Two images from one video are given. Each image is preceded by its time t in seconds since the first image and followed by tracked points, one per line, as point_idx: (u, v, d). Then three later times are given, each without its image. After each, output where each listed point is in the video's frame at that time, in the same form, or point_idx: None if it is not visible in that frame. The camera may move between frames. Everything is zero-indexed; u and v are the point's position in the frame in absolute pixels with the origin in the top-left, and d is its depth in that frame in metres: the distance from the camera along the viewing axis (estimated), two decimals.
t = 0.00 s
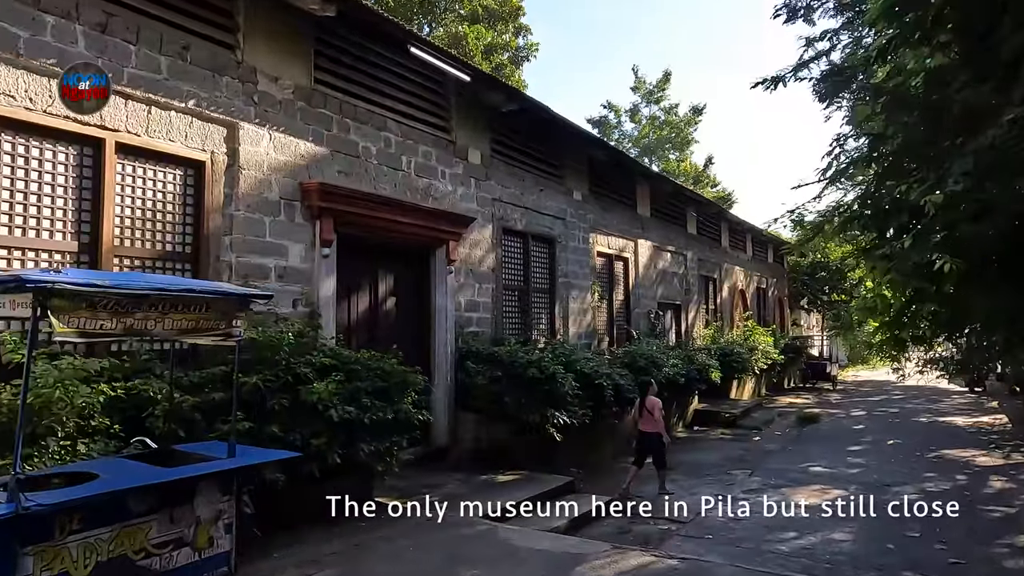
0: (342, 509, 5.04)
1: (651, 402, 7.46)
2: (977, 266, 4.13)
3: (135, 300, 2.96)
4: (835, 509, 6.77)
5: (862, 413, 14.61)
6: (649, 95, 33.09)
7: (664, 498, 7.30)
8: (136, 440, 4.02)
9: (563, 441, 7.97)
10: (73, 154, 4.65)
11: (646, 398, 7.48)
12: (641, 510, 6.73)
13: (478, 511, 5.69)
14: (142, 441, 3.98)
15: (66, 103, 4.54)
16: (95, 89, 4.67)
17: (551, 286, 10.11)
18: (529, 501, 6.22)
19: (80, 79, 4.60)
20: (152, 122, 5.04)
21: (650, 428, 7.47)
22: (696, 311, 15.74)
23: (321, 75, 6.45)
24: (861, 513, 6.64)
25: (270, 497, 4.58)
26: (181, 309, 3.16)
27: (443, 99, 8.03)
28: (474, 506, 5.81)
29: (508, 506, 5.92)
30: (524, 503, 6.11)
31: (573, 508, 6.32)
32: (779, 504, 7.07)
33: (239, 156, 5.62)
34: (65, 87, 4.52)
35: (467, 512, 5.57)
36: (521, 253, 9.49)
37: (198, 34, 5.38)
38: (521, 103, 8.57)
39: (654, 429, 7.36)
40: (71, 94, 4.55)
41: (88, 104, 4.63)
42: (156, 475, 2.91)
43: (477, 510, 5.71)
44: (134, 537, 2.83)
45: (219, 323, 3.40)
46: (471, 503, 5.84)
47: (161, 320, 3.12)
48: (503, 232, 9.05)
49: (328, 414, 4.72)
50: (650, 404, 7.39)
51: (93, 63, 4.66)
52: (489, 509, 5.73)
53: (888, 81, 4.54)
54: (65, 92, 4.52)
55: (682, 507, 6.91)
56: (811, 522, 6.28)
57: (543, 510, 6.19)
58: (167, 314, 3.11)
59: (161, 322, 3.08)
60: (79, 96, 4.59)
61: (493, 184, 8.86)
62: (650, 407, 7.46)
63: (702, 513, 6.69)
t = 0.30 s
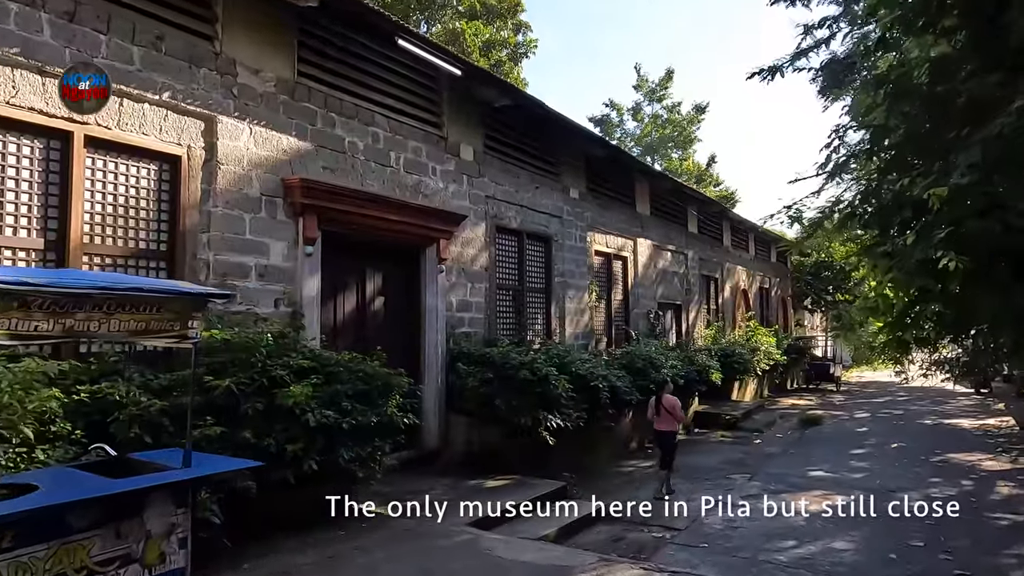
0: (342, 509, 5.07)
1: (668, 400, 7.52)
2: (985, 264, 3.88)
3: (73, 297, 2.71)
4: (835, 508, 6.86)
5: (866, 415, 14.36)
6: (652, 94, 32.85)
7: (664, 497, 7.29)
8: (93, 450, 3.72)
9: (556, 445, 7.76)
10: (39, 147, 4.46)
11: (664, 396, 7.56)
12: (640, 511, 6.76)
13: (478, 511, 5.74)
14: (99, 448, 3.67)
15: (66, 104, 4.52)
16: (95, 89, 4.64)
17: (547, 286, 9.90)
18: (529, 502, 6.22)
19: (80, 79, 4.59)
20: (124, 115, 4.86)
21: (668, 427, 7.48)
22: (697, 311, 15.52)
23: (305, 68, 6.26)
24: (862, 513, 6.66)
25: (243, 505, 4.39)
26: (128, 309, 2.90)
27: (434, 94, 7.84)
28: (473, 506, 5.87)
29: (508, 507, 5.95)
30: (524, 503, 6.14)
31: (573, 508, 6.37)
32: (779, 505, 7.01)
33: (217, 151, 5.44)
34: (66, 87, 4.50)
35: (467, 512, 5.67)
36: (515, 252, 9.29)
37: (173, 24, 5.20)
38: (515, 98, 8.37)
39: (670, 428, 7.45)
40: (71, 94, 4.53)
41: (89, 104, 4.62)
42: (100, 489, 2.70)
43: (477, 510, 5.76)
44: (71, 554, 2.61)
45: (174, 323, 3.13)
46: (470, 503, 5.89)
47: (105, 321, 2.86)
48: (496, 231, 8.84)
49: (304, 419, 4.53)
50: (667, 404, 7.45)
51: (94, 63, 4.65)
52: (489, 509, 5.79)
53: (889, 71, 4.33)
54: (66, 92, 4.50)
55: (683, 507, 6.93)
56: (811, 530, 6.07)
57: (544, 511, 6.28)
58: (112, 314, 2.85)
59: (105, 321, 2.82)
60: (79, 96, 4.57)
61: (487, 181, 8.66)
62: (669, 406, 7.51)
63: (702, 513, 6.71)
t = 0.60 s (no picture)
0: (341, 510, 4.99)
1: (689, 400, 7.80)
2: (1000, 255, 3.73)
3: (20, 291, 2.66)
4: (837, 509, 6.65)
5: (874, 415, 14.10)
6: (657, 90, 32.58)
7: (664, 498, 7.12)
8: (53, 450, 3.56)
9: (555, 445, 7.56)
10: (12, 134, 4.31)
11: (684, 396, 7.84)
12: (641, 511, 6.59)
13: (479, 511, 5.61)
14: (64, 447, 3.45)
15: (65, 104, 4.46)
16: (95, 89, 4.57)
17: (547, 282, 9.69)
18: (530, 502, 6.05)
19: (80, 79, 4.52)
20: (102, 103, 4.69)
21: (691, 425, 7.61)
22: (702, 309, 15.29)
23: (294, 57, 6.09)
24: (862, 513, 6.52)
25: (224, 507, 4.22)
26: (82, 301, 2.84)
27: (430, 85, 7.66)
28: (474, 506, 5.74)
29: (509, 507, 5.79)
30: (524, 503, 5.96)
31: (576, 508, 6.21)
32: (780, 504, 6.89)
33: (201, 141, 5.27)
34: (65, 87, 4.44)
35: (467, 512, 5.53)
36: (515, 248, 9.10)
37: (154, 10, 5.03)
38: (513, 89, 8.17)
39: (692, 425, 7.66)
40: (71, 94, 4.47)
41: (88, 104, 4.55)
42: (52, 491, 2.58)
43: (478, 510, 5.63)
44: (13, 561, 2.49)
45: (134, 314, 3.05)
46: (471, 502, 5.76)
47: (56, 313, 2.80)
48: (494, 226, 8.65)
49: (286, 418, 4.35)
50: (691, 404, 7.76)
51: (94, 63, 4.60)
52: (489, 509, 5.67)
53: (898, 52, 4.12)
54: (65, 92, 4.44)
55: (683, 507, 6.75)
56: (818, 533, 5.86)
57: (545, 511, 6.11)
58: (62, 306, 2.78)
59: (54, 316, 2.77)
60: (79, 96, 4.50)
61: (484, 175, 8.46)
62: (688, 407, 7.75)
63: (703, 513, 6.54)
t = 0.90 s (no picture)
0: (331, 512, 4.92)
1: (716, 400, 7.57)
2: None
3: None
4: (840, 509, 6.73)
5: (887, 416, 13.77)
6: (666, 86, 32.22)
7: (664, 497, 7.09)
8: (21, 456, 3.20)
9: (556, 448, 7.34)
10: None
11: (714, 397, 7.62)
12: (641, 511, 6.55)
13: (478, 510, 5.61)
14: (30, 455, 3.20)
15: (65, 103, 4.38)
16: (95, 90, 4.44)
17: (550, 281, 9.48)
18: (529, 501, 5.95)
19: (80, 79, 4.41)
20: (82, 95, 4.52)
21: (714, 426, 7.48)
22: (711, 308, 15.01)
23: (285, 48, 5.90)
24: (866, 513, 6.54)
25: (204, 515, 4.06)
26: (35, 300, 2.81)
27: (428, 78, 7.45)
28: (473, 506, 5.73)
29: (508, 507, 5.73)
30: (523, 505, 5.81)
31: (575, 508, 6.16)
32: (779, 504, 6.96)
33: (187, 135, 5.09)
34: (65, 87, 4.35)
35: (467, 512, 5.53)
36: (517, 245, 8.88)
37: None
38: (514, 81, 7.94)
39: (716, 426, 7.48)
40: (70, 94, 4.38)
41: (90, 105, 4.44)
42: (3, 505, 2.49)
43: (477, 510, 5.62)
44: None
45: (91, 315, 3.01)
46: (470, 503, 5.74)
47: (2, 314, 2.74)
48: (496, 223, 8.44)
49: (271, 423, 4.17)
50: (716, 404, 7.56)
51: (94, 63, 4.46)
52: (489, 509, 5.65)
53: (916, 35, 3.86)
54: (65, 93, 4.36)
55: (683, 507, 6.74)
56: (829, 542, 5.62)
57: (546, 511, 6.01)
58: (9, 306, 2.73)
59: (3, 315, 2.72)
60: (79, 96, 4.40)
61: (485, 171, 8.25)
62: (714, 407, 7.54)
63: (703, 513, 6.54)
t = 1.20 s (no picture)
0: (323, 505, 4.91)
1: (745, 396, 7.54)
2: None
3: None
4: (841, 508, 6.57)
5: (898, 414, 13.51)
6: (674, 81, 31.93)
7: (664, 497, 6.91)
8: None
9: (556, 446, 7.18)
10: None
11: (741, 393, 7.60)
12: (640, 511, 6.40)
13: (478, 510, 5.46)
14: None
15: (65, 104, 4.36)
16: (95, 89, 4.44)
17: (552, 276, 9.30)
18: (530, 501, 5.80)
19: (80, 79, 4.39)
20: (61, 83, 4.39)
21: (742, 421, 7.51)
22: (717, 304, 14.79)
23: (274, 37, 5.75)
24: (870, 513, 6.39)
25: (182, 515, 3.92)
26: None
27: (425, 68, 7.29)
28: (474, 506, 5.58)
29: (509, 507, 5.58)
30: (523, 504, 5.66)
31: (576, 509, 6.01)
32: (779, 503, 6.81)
33: (172, 125, 4.96)
34: (64, 87, 4.34)
35: (468, 512, 5.38)
36: (517, 240, 8.72)
37: None
38: (513, 72, 7.76)
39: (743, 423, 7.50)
40: (70, 95, 4.37)
41: (89, 105, 4.44)
42: None
43: (477, 510, 5.48)
44: None
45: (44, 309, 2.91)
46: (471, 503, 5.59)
47: None
48: (495, 216, 8.28)
49: (253, 421, 4.03)
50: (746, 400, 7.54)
51: (95, 63, 4.44)
52: (489, 509, 5.50)
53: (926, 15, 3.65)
54: (65, 92, 4.35)
55: (683, 507, 6.58)
56: (835, 546, 5.43)
57: (546, 512, 5.86)
58: None
59: None
60: (79, 96, 4.39)
61: (484, 164, 8.09)
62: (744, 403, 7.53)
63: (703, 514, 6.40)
